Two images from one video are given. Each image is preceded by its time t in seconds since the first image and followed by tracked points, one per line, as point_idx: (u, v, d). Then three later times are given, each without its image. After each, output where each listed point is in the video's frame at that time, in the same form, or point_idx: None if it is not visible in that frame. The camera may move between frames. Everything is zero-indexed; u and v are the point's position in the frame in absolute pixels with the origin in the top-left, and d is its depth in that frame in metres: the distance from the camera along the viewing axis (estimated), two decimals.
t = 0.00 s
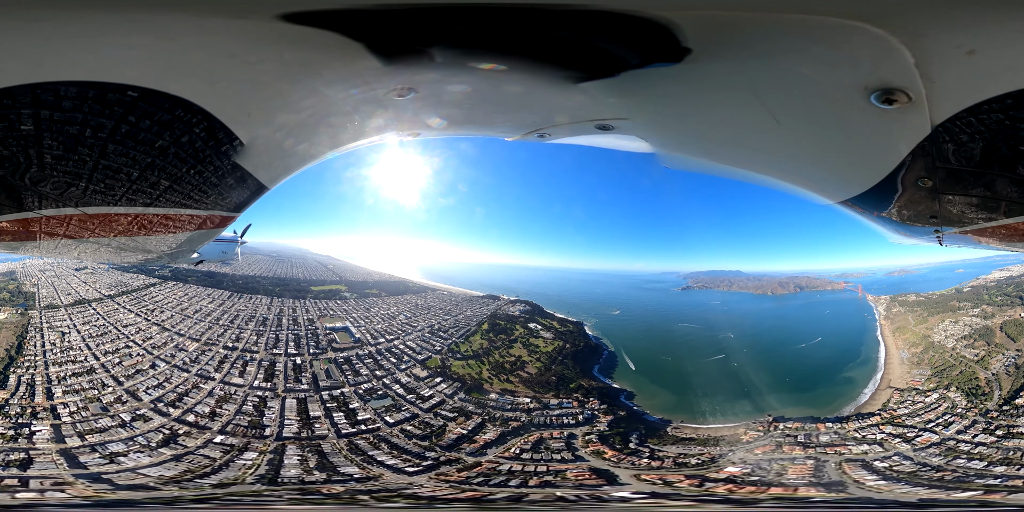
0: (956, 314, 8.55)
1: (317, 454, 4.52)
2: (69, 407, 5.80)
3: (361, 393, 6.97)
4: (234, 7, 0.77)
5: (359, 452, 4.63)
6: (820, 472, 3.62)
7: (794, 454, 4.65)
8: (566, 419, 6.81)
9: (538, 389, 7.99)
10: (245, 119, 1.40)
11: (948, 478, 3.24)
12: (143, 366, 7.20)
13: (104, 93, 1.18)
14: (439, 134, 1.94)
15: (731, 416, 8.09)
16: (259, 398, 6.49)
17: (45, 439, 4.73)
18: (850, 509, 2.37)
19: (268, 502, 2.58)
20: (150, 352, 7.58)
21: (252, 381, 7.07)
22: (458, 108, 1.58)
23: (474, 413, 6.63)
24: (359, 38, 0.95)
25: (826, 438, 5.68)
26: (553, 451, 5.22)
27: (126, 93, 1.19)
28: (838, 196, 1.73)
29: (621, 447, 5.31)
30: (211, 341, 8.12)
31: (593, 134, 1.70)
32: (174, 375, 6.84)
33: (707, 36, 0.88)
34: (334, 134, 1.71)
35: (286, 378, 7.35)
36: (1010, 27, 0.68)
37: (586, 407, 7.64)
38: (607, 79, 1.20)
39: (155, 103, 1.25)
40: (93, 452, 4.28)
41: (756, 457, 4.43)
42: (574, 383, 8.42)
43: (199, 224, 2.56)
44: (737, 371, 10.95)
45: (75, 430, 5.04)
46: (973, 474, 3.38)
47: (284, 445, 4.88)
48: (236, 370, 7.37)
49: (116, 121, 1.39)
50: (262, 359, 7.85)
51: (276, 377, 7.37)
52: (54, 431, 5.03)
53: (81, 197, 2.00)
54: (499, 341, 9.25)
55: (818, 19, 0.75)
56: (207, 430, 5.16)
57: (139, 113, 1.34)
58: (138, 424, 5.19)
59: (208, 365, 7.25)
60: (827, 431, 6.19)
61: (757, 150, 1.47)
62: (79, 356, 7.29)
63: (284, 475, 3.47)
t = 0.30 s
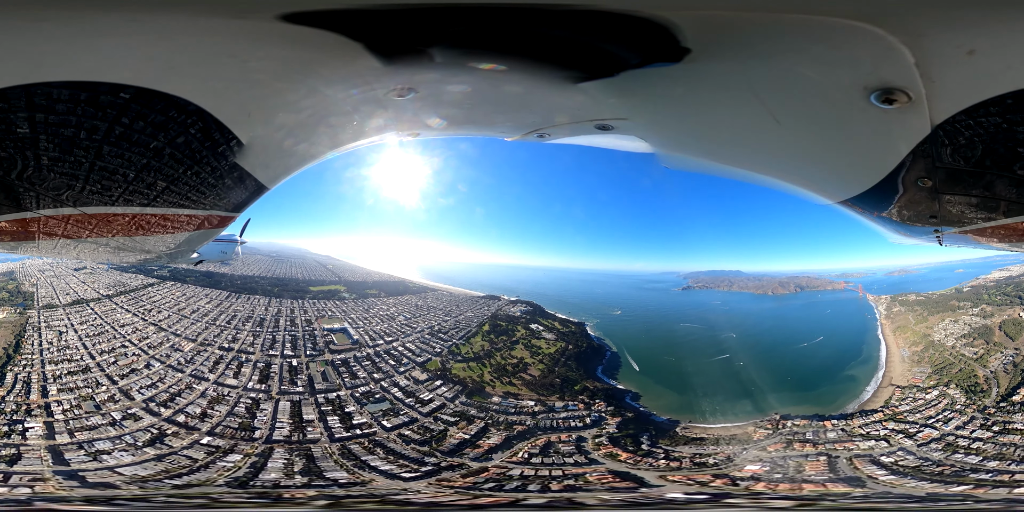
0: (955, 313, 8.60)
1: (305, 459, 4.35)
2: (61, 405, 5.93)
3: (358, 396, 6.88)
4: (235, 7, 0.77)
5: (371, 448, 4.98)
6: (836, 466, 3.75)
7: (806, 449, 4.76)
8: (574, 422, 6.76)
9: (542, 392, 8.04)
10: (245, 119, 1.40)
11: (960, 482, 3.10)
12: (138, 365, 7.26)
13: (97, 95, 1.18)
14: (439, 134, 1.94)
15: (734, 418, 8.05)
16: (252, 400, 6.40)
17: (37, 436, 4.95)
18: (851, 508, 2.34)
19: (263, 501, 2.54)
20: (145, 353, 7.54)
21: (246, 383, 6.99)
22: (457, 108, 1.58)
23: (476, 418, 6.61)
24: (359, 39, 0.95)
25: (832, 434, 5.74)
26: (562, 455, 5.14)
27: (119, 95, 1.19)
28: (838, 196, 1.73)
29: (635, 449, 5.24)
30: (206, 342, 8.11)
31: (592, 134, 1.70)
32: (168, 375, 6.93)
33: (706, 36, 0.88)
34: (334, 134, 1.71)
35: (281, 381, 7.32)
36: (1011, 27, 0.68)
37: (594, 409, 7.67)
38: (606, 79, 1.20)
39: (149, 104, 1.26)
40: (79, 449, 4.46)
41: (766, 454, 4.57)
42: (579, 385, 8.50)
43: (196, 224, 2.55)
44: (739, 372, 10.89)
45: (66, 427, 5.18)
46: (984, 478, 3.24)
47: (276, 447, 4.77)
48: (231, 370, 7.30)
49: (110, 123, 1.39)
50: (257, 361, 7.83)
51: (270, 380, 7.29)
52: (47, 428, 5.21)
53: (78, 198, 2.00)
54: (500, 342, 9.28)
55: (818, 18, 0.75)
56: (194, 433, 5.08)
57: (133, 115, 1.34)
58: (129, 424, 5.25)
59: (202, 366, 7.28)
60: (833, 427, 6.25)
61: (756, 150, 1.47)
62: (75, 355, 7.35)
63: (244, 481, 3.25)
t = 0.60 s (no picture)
0: (956, 312, 8.50)
1: (293, 462, 4.07)
2: (56, 402, 5.92)
3: (355, 400, 6.75)
4: (236, 7, 0.77)
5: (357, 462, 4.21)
6: (849, 462, 3.87)
7: (815, 447, 4.87)
8: (583, 425, 6.64)
9: (546, 395, 7.93)
10: (244, 119, 1.40)
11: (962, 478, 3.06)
12: (133, 364, 7.32)
13: (89, 98, 1.19)
14: (438, 134, 1.94)
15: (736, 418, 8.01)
16: (245, 403, 6.42)
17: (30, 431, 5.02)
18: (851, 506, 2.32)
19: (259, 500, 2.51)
20: (141, 352, 7.67)
21: (240, 384, 7.02)
22: (457, 108, 1.58)
23: (479, 422, 6.44)
24: (359, 38, 0.95)
25: (840, 431, 5.86)
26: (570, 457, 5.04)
27: (110, 97, 1.20)
28: (837, 196, 1.73)
29: (648, 450, 5.08)
30: (202, 343, 8.18)
31: (592, 134, 1.70)
32: (162, 375, 7.00)
33: (706, 36, 0.88)
34: (333, 134, 1.71)
35: (276, 383, 7.29)
36: (1013, 27, 0.68)
37: (600, 411, 7.49)
38: (606, 79, 1.20)
39: (141, 106, 1.27)
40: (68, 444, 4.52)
41: (778, 453, 4.54)
42: (584, 387, 8.47)
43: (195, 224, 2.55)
44: (740, 372, 10.86)
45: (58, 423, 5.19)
46: (983, 473, 3.29)
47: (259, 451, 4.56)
48: (225, 372, 7.39)
49: (104, 125, 1.40)
50: (252, 362, 7.85)
51: (265, 380, 7.37)
52: (40, 424, 5.22)
53: (75, 199, 2.00)
54: (501, 343, 9.50)
55: (819, 18, 0.75)
56: (184, 434, 5.01)
57: (126, 117, 1.35)
58: (119, 422, 5.19)
59: (197, 367, 7.34)
60: (840, 424, 6.31)
61: (756, 150, 1.47)
62: (71, 354, 7.40)
63: (219, 481, 3.07)
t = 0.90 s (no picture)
0: (955, 312, 8.52)
1: (277, 466, 3.94)
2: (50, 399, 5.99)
3: (350, 404, 6.81)
4: (236, 7, 0.77)
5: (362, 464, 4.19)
6: (857, 457, 3.98)
7: (822, 443, 4.95)
8: (590, 427, 6.60)
9: (552, 397, 8.03)
10: (244, 119, 1.40)
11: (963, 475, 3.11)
12: (128, 364, 7.32)
13: (81, 100, 1.20)
14: (439, 134, 1.93)
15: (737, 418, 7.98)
16: (237, 404, 6.37)
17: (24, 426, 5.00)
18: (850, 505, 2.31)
19: (255, 499, 2.49)
20: (137, 352, 7.71)
21: (234, 385, 7.03)
22: (457, 108, 1.58)
23: (481, 426, 6.36)
24: (359, 38, 0.95)
25: (846, 428, 5.84)
26: (576, 460, 4.95)
27: (101, 100, 1.20)
28: (837, 196, 1.73)
29: (665, 452, 5.04)
30: (199, 343, 8.16)
31: (591, 134, 1.70)
32: (156, 374, 6.93)
33: (705, 36, 0.88)
34: (334, 134, 1.71)
35: (271, 385, 7.30)
36: (1011, 26, 0.68)
37: (607, 412, 7.57)
38: (606, 79, 1.20)
39: (133, 107, 1.27)
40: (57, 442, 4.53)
41: (793, 448, 4.65)
42: (589, 389, 8.46)
43: (193, 224, 2.54)
44: (740, 373, 10.81)
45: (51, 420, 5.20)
46: (979, 467, 3.43)
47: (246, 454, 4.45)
48: (220, 373, 7.34)
49: (98, 128, 1.40)
50: (248, 363, 7.80)
51: (260, 383, 7.36)
52: (33, 421, 5.15)
53: (71, 200, 2.00)
54: (501, 344, 9.41)
55: (818, 19, 0.75)
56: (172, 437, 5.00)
57: (119, 120, 1.35)
58: (112, 422, 5.24)
59: (192, 366, 7.32)
60: (844, 422, 6.29)
61: (755, 150, 1.47)
62: (69, 354, 7.24)
63: (183, 483, 2.93)
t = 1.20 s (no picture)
0: (955, 311, 8.52)
1: (257, 468, 3.76)
2: (45, 397, 6.10)
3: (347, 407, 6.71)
4: (236, 7, 0.77)
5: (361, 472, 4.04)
6: (866, 453, 4.03)
7: (832, 439, 5.09)
8: (601, 430, 6.53)
9: (557, 400, 7.95)
10: (243, 120, 1.40)
11: (959, 467, 3.23)
12: (123, 363, 7.35)
13: (73, 103, 1.21)
14: (439, 134, 1.93)
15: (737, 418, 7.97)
16: (229, 406, 6.22)
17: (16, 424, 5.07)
18: (851, 503, 2.28)
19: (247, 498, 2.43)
20: (133, 351, 7.84)
21: (226, 386, 6.89)
22: (457, 108, 1.58)
23: (484, 431, 6.19)
24: (359, 38, 0.94)
25: (850, 424, 6.04)
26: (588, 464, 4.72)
27: (94, 101, 1.21)
28: (836, 196, 1.73)
29: (676, 452, 5.02)
30: (195, 343, 8.17)
31: (591, 135, 1.71)
32: (150, 374, 7.09)
33: (705, 36, 0.88)
34: (333, 134, 1.71)
35: (265, 386, 7.18)
36: (1011, 26, 0.68)
37: (614, 415, 7.43)
38: (605, 79, 1.19)
39: (126, 109, 1.28)
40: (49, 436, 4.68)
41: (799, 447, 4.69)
42: (594, 390, 8.39)
43: (191, 224, 2.53)
44: (740, 374, 10.79)
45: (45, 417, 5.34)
46: (975, 462, 3.49)
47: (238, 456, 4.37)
48: (214, 374, 7.21)
49: (92, 130, 1.41)
50: (242, 364, 7.75)
51: (253, 384, 7.12)
52: (26, 417, 5.32)
53: (68, 201, 2.01)
54: (502, 345, 9.56)
55: (817, 19, 0.75)
56: (159, 437, 4.94)
57: (111, 121, 1.36)
58: (99, 422, 5.27)
59: (187, 366, 7.42)
60: (848, 418, 6.41)
61: (754, 150, 1.47)
62: (66, 352, 7.38)
63: (143, 483, 2.84)
